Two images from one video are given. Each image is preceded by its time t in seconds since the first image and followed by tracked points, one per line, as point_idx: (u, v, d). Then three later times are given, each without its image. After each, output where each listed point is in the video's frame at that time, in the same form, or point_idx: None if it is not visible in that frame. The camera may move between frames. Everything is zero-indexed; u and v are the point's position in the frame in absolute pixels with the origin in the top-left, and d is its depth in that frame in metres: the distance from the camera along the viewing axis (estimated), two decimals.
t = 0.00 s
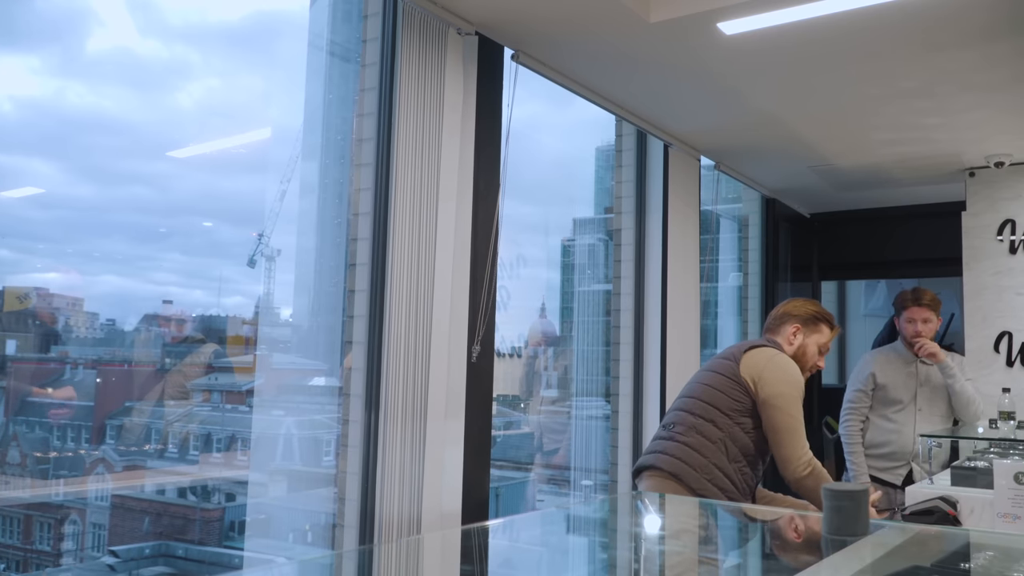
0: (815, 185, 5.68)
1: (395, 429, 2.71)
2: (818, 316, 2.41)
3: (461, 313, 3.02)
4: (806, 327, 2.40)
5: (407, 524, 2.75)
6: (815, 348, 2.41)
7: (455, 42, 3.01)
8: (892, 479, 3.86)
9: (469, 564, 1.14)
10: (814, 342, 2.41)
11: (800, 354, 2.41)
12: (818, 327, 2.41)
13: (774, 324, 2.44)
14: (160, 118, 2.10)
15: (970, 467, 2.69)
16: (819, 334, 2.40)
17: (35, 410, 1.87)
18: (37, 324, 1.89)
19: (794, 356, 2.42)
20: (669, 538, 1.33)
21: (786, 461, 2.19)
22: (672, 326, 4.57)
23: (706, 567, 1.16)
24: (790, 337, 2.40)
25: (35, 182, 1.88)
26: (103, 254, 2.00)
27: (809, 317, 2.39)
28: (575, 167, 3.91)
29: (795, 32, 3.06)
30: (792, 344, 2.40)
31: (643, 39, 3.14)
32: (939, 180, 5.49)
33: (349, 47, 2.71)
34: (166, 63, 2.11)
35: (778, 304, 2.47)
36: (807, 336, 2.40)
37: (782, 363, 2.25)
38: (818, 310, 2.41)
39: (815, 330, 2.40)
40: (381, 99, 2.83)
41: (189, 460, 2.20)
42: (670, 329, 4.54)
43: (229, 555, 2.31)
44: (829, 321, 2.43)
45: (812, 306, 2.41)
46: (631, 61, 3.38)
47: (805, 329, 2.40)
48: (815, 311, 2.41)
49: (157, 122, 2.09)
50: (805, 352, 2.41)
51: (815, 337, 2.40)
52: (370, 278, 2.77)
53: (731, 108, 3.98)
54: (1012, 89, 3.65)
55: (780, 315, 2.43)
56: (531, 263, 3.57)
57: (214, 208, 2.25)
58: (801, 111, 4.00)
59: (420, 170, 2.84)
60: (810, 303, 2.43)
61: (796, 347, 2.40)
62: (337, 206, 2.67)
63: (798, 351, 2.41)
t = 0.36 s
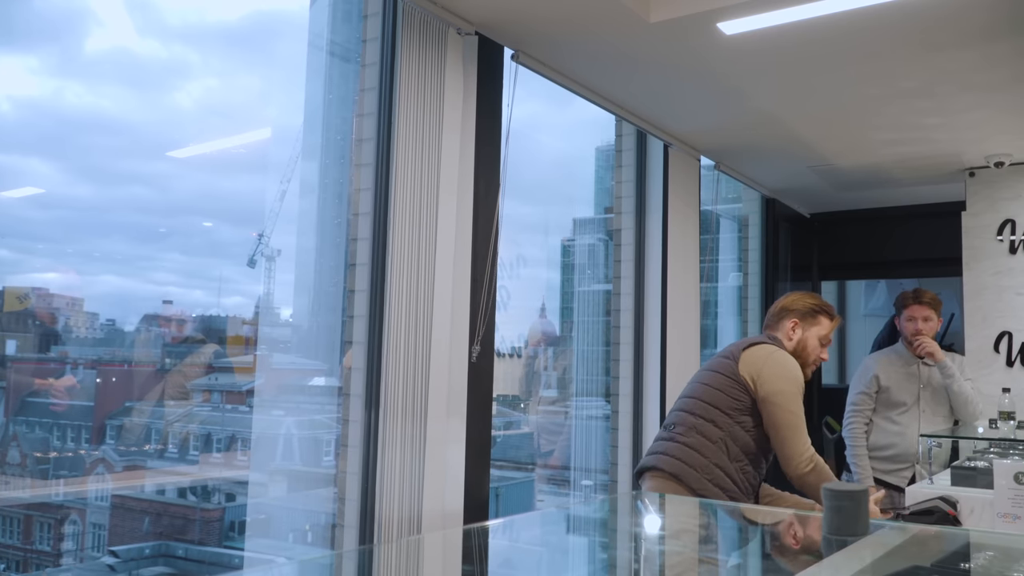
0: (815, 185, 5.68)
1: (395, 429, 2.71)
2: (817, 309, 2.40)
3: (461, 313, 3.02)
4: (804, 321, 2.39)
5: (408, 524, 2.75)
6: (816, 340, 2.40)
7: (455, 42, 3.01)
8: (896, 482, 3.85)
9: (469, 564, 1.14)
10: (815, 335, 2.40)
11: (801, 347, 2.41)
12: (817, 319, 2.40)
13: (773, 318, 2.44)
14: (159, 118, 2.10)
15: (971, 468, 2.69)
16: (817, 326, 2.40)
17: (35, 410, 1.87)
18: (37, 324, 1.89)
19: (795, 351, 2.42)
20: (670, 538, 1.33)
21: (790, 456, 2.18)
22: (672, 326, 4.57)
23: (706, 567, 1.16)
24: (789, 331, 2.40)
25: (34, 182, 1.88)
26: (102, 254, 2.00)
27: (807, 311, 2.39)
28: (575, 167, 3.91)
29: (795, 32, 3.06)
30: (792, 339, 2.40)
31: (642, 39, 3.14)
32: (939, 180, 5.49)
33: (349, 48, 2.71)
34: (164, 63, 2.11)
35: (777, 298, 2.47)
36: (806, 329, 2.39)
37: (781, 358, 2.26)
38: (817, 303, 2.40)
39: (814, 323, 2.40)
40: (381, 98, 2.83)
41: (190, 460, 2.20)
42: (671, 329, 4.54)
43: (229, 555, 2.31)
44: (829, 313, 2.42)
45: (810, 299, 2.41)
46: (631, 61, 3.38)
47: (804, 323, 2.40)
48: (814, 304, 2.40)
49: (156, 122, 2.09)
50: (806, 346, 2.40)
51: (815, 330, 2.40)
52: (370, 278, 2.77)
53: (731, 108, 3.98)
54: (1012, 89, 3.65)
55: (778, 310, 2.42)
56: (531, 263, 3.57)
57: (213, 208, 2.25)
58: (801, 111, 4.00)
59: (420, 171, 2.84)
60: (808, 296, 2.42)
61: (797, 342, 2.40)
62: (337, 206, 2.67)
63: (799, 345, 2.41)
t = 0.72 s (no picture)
0: (815, 185, 5.68)
1: (394, 429, 2.71)
2: (801, 289, 2.38)
3: (461, 313, 3.02)
4: (789, 304, 2.38)
5: (407, 525, 2.75)
6: (804, 320, 2.37)
7: (455, 42, 3.01)
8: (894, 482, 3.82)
9: (469, 564, 1.14)
10: (803, 315, 2.37)
11: (791, 331, 2.38)
12: (802, 299, 2.38)
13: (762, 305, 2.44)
14: (158, 117, 2.10)
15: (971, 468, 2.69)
16: (803, 307, 2.37)
17: (36, 411, 1.87)
18: (38, 324, 1.89)
19: (786, 335, 2.39)
20: (670, 538, 1.33)
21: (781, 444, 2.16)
22: (672, 326, 4.57)
23: (705, 567, 1.16)
24: (775, 317, 2.39)
25: (33, 182, 1.88)
26: (102, 254, 2.00)
27: (789, 293, 2.38)
28: (575, 168, 3.91)
29: (794, 32, 3.06)
30: (779, 324, 2.39)
31: (641, 39, 3.14)
32: (939, 180, 5.49)
33: (349, 48, 2.71)
34: (163, 62, 2.11)
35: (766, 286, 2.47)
36: (791, 312, 2.38)
37: (765, 344, 2.23)
38: (800, 283, 2.38)
39: (799, 304, 2.37)
40: (381, 99, 2.83)
41: (190, 460, 2.20)
42: (671, 329, 4.54)
43: (229, 555, 2.31)
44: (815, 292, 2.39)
45: (795, 281, 2.39)
46: (631, 60, 3.38)
47: (789, 306, 2.38)
48: (799, 285, 2.38)
49: (155, 121, 2.09)
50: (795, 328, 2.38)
51: (802, 309, 2.37)
52: (370, 279, 2.77)
53: (730, 108, 3.98)
54: (1012, 89, 3.65)
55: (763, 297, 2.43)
56: (531, 263, 3.57)
57: (213, 208, 2.25)
58: (801, 111, 4.00)
59: (420, 171, 2.84)
60: (793, 278, 2.40)
61: (785, 326, 2.39)
62: (337, 206, 2.67)
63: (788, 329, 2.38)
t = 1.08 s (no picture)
0: (815, 185, 5.68)
1: (395, 430, 2.71)
2: (768, 266, 2.33)
3: (461, 313, 3.02)
4: (758, 282, 2.33)
5: (408, 525, 2.75)
6: (774, 297, 2.30)
7: (455, 42, 3.01)
8: (895, 483, 3.83)
9: (469, 564, 1.14)
10: (773, 292, 2.31)
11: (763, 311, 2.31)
12: (767, 274, 2.32)
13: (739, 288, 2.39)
14: (156, 116, 2.10)
15: (971, 467, 2.69)
16: (769, 283, 2.32)
17: (36, 411, 1.87)
18: (38, 324, 1.89)
19: (760, 315, 2.32)
20: (669, 538, 1.33)
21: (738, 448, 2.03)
22: (672, 326, 4.57)
23: (706, 567, 1.16)
24: (747, 297, 2.34)
25: (33, 181, 1.88)
26: (102, 254, 2.00)
27: (756, 271, 2.34)
28: (575, 168, 3.91)
29: (794, 32, 3.06)
30: (751, 304, 2.33)
31: (640, 39, 3.14)
32: (939, 180, 5.49)
33: (349, 47, 2.71)
34: (162, 61, 2.11)
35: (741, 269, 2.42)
36: (760, 291, 2.32)
37: (735, 337, 2.11)
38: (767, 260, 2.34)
39: (767, 281, 2.32)
40: (381, 98, 2.83)
41: (190, 460, 2.20)
42: (671, 329, 4.54)
43: (229, 555, 2.31)
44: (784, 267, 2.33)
45: (763, 259, 2.35)
46: (631, 60, 3.38)
47: (759, 284, 2.33)
48: (766, 263, 2.33)
49: (154, 121, 2.09)
50: (766, 306, 2.31)
51: (771, 286, 2.31)
52: (370, 278, 2.77)
53: (731, 108, 3.98)
54: (1012, 89, 3.65)
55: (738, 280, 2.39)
56: (531, 263, 3.57)
57: (213, 208, 2.25)
58: (801, 111, 4.00)
59: (420, 170, 2.84)
60: (763, 256, 2.36)
61: (756, 306, 2.33)
62: (337, 206, 2.67)
63: (760, 308, 2.32)
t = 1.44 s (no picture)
0: (815, 185, 5.68)
1: (395, 430, 2.71)
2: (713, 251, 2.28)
3: (462, 313, 3.02)
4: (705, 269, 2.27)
5: (408, 525, 2.75)
6: (722, 280, 2.23)
7: (455, 42, 3.01)
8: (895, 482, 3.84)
9: (469, 564, 1.14)
10: (720, 276, 2.24)
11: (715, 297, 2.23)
12: (711, 260, 2.27)
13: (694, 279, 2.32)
14: (155, 116, 2.09)
15: (971, 467, 2.69)
16: (713, 267, 2.26)
17: (36, 411, 1.87)
18: (38, 324, 1.89)
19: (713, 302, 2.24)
20: (669, 538, 1.33)
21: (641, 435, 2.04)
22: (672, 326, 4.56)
23: (706, 567, 1.15)
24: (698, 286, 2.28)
25: (32, 182, 1.88)
26: (102, 254, 2.00)
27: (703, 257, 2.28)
28: (575, 168, 3.91)
29: (794, 32, 3.06)
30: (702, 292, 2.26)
31: (639, 39, 3.14)
32: (939, 180, 5.48)
33: (349, 47, 2.71)
34: (161, 61, 2.11)
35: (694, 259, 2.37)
36: (708, 276, 2.25)
37: (672, 336, 2.11)
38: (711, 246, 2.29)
39: (713, 266, 2.26)
40: (381, 98, 2.83)
41: (190, 460, 2.20)
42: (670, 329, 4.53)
43: (229, 555, 2.31)
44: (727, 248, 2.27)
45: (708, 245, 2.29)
46: (630, 60, 3.38)
47: (706, 271, 2.27)
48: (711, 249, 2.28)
49: (153, 121, 2.09)
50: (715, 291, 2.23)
51: (717, 270, 2.24)
52: (370, 278, 2.77)
53: (730, 108, 3.98)
54: (1012, 89, 3.65)
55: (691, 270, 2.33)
56: (531, 263, 3.57)
57: (212, 207, 2.25)
58: (801, 111, 4.00)
59: (420, 169, 2.84)
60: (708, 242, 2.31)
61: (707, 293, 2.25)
62: (337, 205, 2.67)
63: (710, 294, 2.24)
